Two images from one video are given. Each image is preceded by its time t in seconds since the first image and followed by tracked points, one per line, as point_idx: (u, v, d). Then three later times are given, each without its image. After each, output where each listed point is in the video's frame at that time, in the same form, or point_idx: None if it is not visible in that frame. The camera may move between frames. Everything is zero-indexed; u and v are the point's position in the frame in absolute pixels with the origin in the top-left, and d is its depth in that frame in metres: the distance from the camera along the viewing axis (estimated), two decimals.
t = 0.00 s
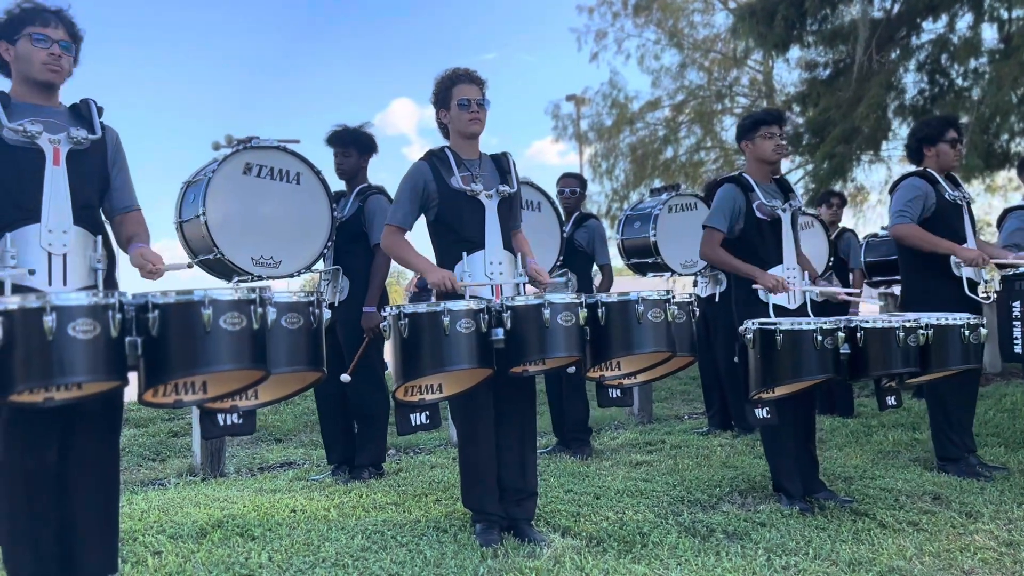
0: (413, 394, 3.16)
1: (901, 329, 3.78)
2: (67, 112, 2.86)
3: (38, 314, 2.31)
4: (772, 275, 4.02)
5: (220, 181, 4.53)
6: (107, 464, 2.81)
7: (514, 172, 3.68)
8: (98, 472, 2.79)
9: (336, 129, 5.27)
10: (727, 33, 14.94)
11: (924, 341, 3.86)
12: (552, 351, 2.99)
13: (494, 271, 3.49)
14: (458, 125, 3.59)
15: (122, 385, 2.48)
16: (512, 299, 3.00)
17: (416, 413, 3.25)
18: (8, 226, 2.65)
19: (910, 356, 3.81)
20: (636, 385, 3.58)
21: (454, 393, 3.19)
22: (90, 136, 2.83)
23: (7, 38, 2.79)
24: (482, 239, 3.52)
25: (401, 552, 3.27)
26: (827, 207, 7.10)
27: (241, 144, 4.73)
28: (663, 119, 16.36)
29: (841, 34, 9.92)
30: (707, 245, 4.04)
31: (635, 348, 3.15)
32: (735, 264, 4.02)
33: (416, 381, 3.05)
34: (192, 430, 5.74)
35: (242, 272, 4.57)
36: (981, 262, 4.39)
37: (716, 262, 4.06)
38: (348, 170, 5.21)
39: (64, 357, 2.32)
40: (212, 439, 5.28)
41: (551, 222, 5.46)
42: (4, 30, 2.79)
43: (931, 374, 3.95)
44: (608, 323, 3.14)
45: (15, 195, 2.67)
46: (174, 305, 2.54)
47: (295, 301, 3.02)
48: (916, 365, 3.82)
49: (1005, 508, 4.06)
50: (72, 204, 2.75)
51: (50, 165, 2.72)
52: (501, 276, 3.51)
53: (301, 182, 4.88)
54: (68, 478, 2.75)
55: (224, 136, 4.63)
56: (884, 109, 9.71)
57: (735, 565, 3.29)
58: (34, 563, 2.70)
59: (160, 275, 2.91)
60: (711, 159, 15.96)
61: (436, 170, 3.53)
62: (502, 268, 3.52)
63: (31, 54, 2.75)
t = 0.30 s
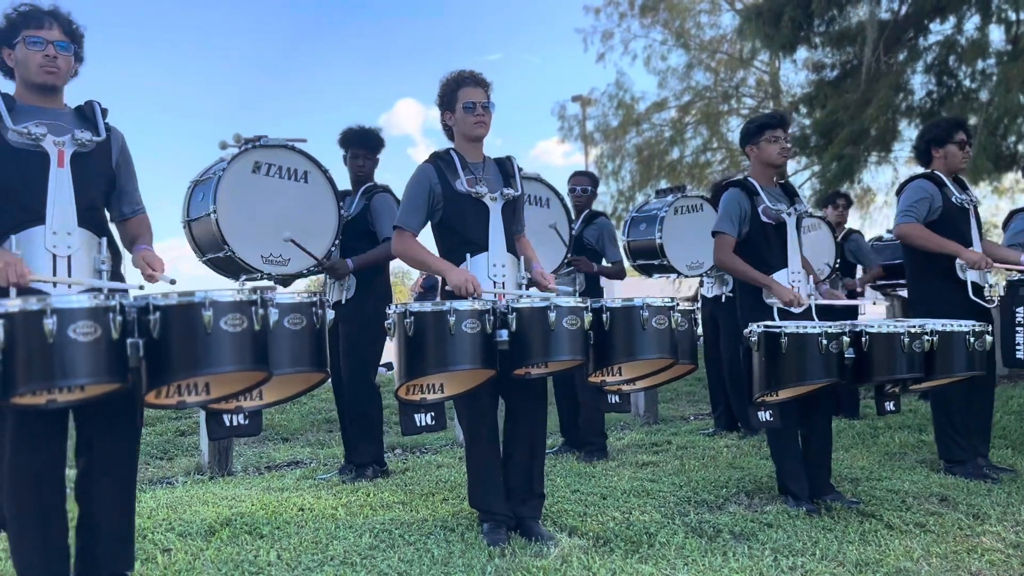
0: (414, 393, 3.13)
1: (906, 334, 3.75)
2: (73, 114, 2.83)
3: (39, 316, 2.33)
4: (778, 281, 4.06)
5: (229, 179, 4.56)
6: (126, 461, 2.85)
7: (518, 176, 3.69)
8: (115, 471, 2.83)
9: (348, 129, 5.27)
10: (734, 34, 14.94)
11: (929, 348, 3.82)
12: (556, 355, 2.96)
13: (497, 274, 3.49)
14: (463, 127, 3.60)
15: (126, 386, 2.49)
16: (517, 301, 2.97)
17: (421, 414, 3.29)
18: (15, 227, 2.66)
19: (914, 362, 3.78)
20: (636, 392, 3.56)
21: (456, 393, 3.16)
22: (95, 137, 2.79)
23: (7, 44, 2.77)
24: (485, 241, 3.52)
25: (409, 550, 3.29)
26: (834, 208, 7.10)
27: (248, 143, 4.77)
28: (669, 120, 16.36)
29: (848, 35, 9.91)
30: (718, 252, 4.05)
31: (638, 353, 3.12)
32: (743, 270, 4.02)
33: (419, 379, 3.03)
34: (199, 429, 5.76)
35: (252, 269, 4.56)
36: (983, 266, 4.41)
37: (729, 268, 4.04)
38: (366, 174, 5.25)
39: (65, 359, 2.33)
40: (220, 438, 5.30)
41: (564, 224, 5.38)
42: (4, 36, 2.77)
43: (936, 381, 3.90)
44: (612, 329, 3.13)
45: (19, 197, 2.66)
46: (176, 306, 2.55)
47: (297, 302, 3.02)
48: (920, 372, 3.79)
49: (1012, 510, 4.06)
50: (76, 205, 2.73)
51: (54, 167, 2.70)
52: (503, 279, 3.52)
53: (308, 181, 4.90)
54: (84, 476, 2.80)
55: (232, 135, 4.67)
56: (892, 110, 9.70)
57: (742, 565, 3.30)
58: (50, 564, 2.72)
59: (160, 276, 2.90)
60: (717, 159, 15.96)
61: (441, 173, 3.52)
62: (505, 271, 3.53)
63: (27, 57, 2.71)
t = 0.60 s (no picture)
0: (428, 390, 3.18)
1: (910, 333, 3.77)
2: (94, 112, 2.86)
3: (41, 316, 2.21)
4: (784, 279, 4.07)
5: (238, 172, 4.60)
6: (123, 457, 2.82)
7: (529, 174, 3.71)
8: (116, 465, 2.81)
9: (361, 128, 5.30)
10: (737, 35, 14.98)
11: (934, 347, 3.84)
12: (565, 349, 2.99)
13: (508, 271, 3.53)
14: (474, 127, 3.62)
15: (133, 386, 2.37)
16: (526, 296, 3.00)
17: (433, 410, 3.22)
18: (35, 224, 2.69)
19: (919, 361, 3.79)
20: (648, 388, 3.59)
21: (469, 389, 3.20)
22: (115, 135, 2.81)
23: (30, 44, 2.79)
24: (495, 240, 3.55)
25: (416, 547, 3.32)
26: (840, 209, 7.12)
27: (260, 138, 4.79)
28: (672, 121, 16.38)
29: (852, 37, 9.93)
30: (725, 250, 4.07)
31: (646, 347, 3.16)
32: (751, 269, 4.05)
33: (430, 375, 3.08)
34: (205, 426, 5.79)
35: (256, 262, 4.58)
36: (988, 265, 4.42)
37: (733, 266, 4.08)
38: (377, 172, 5.28)
39: (71, 358, 2.21)
40: (226, 435, 5.33)
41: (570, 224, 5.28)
42: (26, 36, 2.80)
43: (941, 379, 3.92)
44: (620, 323, 3.15)
45: (40, 194, 2.68)
46: (181, 305, 2.42)
47: (311, 299, 2.85)
48: (925, 371, 3.80)
49: (1015, 509, 4.08)
50: (96, 203, 2.75)
51: (74, 165, 2.71)
52: (515, 277, 3.56)
53: (318, 178, 4.92)
54: (92, 467, 2.79)
55: (244, 129, 4.70)
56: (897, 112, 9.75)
57: (747, 563, 3.33)
58: (58, 557, 2.68)
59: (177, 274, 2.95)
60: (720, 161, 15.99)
61: (453, 172, 3.55)
62: (516, 269, 3.56)
63: (49, 58, 2.74)
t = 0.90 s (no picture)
0: (428, 388, 3.20)
1: (906, 333, 3.79)
2: (95, 110, 2.89)
3: (46, 311, 2.16)
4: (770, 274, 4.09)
5: (239, 174, 4.62)
6: (128, 457, 2.81)
7: (528, 175, 3.73)
8: (120, 463, 2.80)
9: (358, 128, 5.33)
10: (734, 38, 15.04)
11: (927, 347, 3.85)
12: (568, 348, 3.01)
13: (507, 271, 3.54)
14: (473, 127, 3.64)
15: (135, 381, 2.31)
16: (530, 296, 3.04)
17: (430, 407, 3.26)
18: (36, 221, 2.71)
19: (913, 361, 3.82)
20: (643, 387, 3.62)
21: (469, 387, 3.23)
22: (116, 134, 2.85)
23: (33, 40, 2.82)
24: (495, 241, 3.58)
25: (417, 544, 3.34)
26: (838, 211, 7.17)
27: (259, 139, 4.81)
28: (669, 123, 16.44)
29: (849, 41, 9.99)
30: (709, 246, 4.08)
31: (647, 347, 3.19)
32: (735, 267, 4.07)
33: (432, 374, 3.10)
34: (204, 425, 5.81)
35: (258, 264, 4.61)
36: (984, 266, 4.47)
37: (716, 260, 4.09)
38: (374, 172, 5.30)
39: (74, 351, 2.16)
40: (226, 433, 5.35)
41: (570, 228, 5.32)
42: (29, 32, 2.82)
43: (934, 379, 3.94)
44: (622, 323, 3.18)
45: (43, 192, 2.71)
46: (184, 302, 2.35)
47: (311, 298, 2.85)
48: (919, 370, 3.83)
49: (1010, 510, 4.12)
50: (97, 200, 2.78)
51: (75, 162, 2.74)
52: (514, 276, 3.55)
53: (318, 179, 4.94)
54: (97, 466, 2.80)
55: (243, 131, 4.73)
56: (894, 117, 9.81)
57: (745, 562, 3.36)
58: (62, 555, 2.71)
59: (177, 275, 2.95)
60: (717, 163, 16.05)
61: (452, 173, 3.58)
62: (515, 268, 3.57)
63: (53, 55, 2.77)
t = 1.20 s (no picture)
0: (436, 386, 3.24)
1: (906, 333, 3.82)
2: (113, 107, 2.91)
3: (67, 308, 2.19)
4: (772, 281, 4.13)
5: (242, 170, 4.65)
6: (137, 452, 2.82)
7: (535, 175, 3.76)
8: (128, 458, 2.81)
9: (360, 126, 5.34)
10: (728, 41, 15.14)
11: (928, 347, 3.89)
12: (575, 348, 3.05)
13: (513, 271, 3.56)
14: (481, 127, 3.67)
15: (149, 380, 2.34)
16: (538, 296, 3.07)
17: (443, 406, 3.24)
18: (53, 217, 2.73)
19: (913, 361, 3.86)
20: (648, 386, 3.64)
21: (475, 386, 3.27)
22: (133, 131, 2.86)
23: (51, 37, 2.86)
24: (504, 238, 3.60)
25: (422, 540, 3.37)
26: (834, 213, 7.24)
27: (264, 137, 4.83)
28: (662, 124, 16.51)
29: (842, 45, 10.07)
30: (715, 253, 4.18)
31: (652, 347, 3.21)
32: (739, 271, 4.14)
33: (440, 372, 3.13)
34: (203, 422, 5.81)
35: (259, 260, 4.63)
36: (979, 269, 4.50)
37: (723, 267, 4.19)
38: (376, 170, 5.32)
39: (93, 350, 2.19)
40: (225, 430, 5.36)
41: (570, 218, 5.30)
42: (47, 29, 2.86)
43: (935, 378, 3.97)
44: (629, 322, 3.21)
45: (58, 188, 2.73)
46: (202, 303, 2.38)
47: (323, 300, 2.87)
48: (918, 370, 3.86)
49: (1004, 509, 4.18)
50: (113, 197, 2.80)
51: (92, 159, 2.76)
52: (520, 278, 3.58)
53: (321, 177, 4.96)
54: (106, 461, 2.80)
55: (248, 128, 4.74)
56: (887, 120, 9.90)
57: (746, 559, 3.40)
58: (71, 550, 2.70)
59: (189, 273, 2.99)
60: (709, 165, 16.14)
61: (459, 172, 3.61)
62: (521, 268, 3.59)
63: (71, 52, 2.80)
